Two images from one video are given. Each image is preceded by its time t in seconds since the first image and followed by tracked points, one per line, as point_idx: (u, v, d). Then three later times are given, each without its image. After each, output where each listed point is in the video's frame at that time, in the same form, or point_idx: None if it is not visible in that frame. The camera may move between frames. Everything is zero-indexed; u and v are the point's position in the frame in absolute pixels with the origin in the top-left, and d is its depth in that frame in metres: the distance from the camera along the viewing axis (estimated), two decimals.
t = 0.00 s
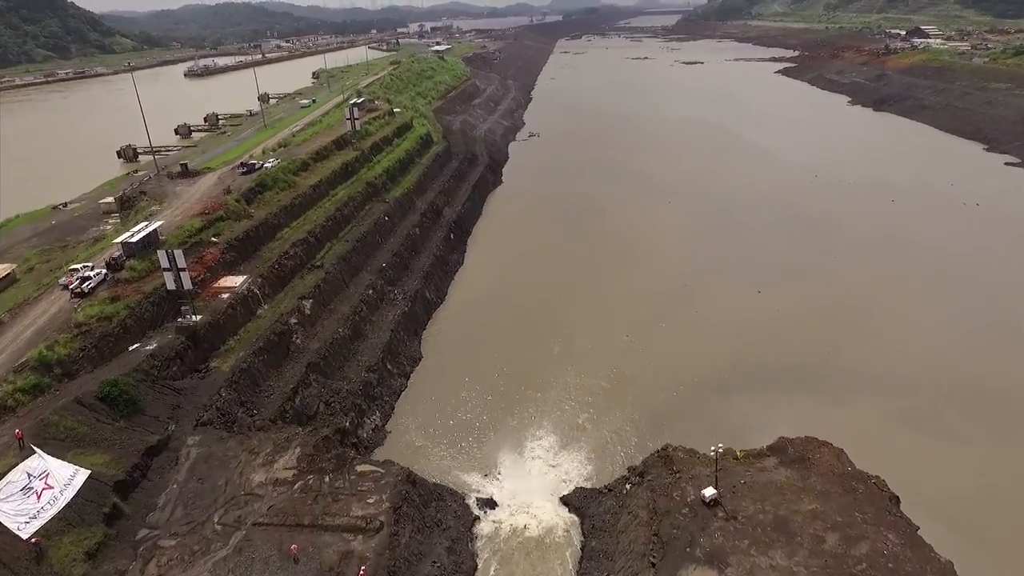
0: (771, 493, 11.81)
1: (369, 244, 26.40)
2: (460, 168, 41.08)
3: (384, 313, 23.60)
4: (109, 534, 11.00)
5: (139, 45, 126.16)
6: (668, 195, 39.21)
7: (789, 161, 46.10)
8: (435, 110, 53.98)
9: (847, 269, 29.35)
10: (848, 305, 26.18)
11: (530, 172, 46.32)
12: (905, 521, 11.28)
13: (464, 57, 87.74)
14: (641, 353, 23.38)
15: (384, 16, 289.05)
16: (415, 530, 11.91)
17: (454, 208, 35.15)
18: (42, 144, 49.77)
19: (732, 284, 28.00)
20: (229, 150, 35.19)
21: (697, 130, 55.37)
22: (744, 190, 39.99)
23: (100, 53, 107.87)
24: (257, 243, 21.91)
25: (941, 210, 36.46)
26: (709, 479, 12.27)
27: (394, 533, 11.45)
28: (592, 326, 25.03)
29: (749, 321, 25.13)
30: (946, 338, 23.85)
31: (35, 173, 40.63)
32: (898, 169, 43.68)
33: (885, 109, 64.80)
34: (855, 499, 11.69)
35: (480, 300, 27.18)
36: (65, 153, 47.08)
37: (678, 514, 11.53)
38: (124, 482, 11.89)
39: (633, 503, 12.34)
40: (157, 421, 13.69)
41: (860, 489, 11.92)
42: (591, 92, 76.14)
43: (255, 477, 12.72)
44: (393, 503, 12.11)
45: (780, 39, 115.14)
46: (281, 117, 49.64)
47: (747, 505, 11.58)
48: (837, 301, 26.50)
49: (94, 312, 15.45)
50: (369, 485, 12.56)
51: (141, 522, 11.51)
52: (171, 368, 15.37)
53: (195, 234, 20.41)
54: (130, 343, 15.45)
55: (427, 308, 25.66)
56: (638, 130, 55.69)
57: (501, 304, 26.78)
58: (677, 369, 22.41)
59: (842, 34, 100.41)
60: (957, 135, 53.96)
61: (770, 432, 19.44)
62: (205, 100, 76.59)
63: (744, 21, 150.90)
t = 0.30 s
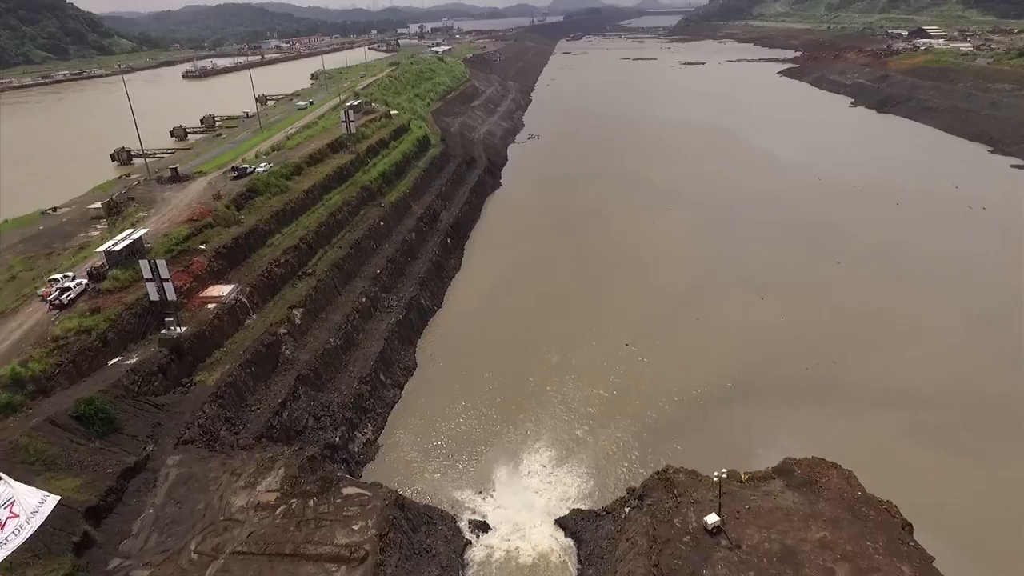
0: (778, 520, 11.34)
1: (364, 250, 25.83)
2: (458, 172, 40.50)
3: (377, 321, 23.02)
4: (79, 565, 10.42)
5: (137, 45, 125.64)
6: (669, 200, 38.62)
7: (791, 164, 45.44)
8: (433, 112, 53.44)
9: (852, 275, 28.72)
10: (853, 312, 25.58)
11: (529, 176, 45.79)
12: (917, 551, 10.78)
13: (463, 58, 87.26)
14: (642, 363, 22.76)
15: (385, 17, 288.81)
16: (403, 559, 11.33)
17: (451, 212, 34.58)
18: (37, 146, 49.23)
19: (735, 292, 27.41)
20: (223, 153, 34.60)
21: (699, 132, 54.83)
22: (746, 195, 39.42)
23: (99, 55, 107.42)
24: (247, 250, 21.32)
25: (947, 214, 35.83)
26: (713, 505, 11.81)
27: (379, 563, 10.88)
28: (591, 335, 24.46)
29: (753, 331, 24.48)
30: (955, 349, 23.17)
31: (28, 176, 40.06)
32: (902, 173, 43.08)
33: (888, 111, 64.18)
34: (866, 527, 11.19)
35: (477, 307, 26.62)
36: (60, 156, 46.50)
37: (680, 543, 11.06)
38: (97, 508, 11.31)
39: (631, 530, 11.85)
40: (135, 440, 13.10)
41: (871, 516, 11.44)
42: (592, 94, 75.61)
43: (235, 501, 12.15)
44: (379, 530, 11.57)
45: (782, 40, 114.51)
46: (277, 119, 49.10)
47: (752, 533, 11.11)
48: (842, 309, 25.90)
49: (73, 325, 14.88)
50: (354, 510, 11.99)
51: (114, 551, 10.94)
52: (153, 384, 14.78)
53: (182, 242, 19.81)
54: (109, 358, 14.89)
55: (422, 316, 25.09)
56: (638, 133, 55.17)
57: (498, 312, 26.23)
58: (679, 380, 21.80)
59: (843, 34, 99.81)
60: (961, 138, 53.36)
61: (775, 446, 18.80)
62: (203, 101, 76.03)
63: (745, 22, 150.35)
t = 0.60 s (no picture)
0: (783, 549, 11.13)
1: (357, 256, 25.28)
2: (455, 175, 39.92)
3: (370, 330, 22.45)
4: None
5: (136, 46, 125.03)
6: (670, 203, 38.08)
7: (794, 166, 44.84)
8: (431, 114, 52.89)
9: (856, 280, 28.14)
10: (857, 320, 24.98)
11: (528, 178, 45.18)
12: None
13: (463, 59, 86.76)
14: (642, 373, 22.20)
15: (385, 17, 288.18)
16: None
17: (448, 216, 34.01)
18: (30, 148, 48.65)
19: (737, 298, 26.79)
20: (216, 157, 34.05)
21: (699, 134, 54.23)
22: (748, 198, 38.84)
23: (97, 56, 106.85)
24: (235, 258, 20.76)
25: (953, 218, 35.21)
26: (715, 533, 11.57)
27: None
28: (589, 344, 23.87)
29: (755, 340, 23.90)
30: (962, 357, 22.59)
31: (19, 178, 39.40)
32: (905, 176, 42.53)
33: (890, 112, 63.61)
34: (876, 557, 11.01)
35: (473, 315, 26.04)
36: (53, 157, 45.92)
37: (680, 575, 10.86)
38: (66, 536, 10.75)
39: (630, 557, 11.53)
40: (110, 461, 12.56)
41: (881, 544, 11.23)
42: (592, 95, 75.02)
43: (213, 527, 11.62)
44: (363, 560, 11.08)
45: (783, 41, 113.90)
46: (273, 121, 48.54)
47: (757, 563, 10.91)
48: (846, 315, 25.30)
49: (49, 339, 14.36)
50: (337, 537, 11.50)
51: None
52: (132, 400, 14.23)
53: (167, 250, 19.26)
54: (87, 374, 14.36)
55: (416, 325, 24.52)
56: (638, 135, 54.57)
57: (494, 320, 25.65)
58: (679, 391, 21.23)
59: (845, 35, 99.20)
60: (964, 139, 52.77)
61: (779, 460, 18.22)
62: (200, 102, 75.41)
63: (745, 22, 149.86)
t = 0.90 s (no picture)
0: None
1: (349, 263, 24.67)
2: (453, 177, 39.31)
3: (362, 339, 21.85)
4: None
5: (134, 47, 124.38)
6: (670, 205, 37.44)
7: (796, 168, 44.23)
8: (429, 115, 52.32)
9: (860, 286, 27.56)
10: (861, 328, 24.39)
11: (527, 180, 44.59)
12: None
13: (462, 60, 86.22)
14: (642, 384, 21.59)
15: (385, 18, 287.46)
16: None
17: (444, 220, 33.40)
18: (24, 150, 48.09)
19: (738, 305, 26.21)
20: (208, 161, 33.47)
21: (700, 135, 53.60)
22: (749, 200, 38.21)
23: (95, 57, 106.19)
24: (222, 266, 20.20)
25: (957, 221, 34.63)
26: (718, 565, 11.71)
27: None
28: (587, 354, 23.27)
29: (758, 349, 23.31)
30: (971, 366, 21.97)
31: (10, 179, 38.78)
32: (908, 178, 41.93)
33: (893, 113, 62.98)
34: None
35: (468, 323, 25.43)
36: (46, 159, 45.32)
37: None
38: (32, 567, 10.24)
39: None
40: (82, 483, 12.06)
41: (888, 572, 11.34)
42: (592, 96, 74.43)
43: (188, 557, 11.13)
44: None
45: (784, 41, 113.24)
46: (268, 123, 47.97)
47: None
48: (848, 323, 24.72)
49: (22, 355, 13.87)
50: (318, 568, 11.08)
51: None
52: (109, 418, 13.69)
53: (152, 259, 18.71)
54: (62, 391, 13.86)
55: (410, 333, 23.92)
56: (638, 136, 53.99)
57: (490, 328, 25.01)
58: (679, 402, 20.64)
59: (846, 35, 98.56)
60: (967, 141, 52.16)
61: (783, 476, 17.61)
62: (197, 104, 74.83)
63: (746, 23, 149.13)
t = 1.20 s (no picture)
0: None
1: (341, 270, 24.09)
2: (449, 181, 38.73)
3: (353, 349, 21.24)
4: None
5: (133, 48, 123.88)
6: (670, 208, 36.81)
7: (797, 169, 43.60)
8: (426, 116, 51.74)
9: (863, 292, 26.95)
10: (866, 337, 23.71)
11: (525, 183, 43.96)
12: None
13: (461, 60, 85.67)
14: (639, 395, 20.98)
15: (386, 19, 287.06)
16: None
17: (440, 224, 32.81)
18: (17, 152, 47.49)
19: (738, 313, 25.60)
20: (200, 164, 32.85)
21: (700, 136, 52.98)
22: (750, 202, 37.53)
23: (95, 59, 105.70)
24: (209, 275, 19.67)
25: (962, 223, 33.96)
26: None
27: None
28: (583, 365, 22.60)
29: (760, 358, 22.68)
30: (979, 377, 21.29)
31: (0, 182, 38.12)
32: (911, 179, 41.30)
33: (895, 114, 62.33)
34: None
35: (463, 331, 24.82)
36: (38, 161, 44.68)
37: None
38: None
39: None
40: (50, 510, 11.57)
41: None
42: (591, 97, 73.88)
43: None
44: None
45: (785, 41, 112.64)
46: (264, 125, 47.34)
47: None
48: (851, 332, 24.06)
49: None
50: None
51: None
52: (83, 437, 13.18)
53: (135, 269, 18.17)
54: (34, 410, 13.35)
55: (403, 342, 23.35)
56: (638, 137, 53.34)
57: (485, 336, 24.43)
58: (679, 415, 19.98)
59: (847, 35, 97.98)
60: (971, 142, 51.51)
61: (785, 493, 16.98)
62: (195, 105, 74.30)
63: (747, 23, 148.60)
